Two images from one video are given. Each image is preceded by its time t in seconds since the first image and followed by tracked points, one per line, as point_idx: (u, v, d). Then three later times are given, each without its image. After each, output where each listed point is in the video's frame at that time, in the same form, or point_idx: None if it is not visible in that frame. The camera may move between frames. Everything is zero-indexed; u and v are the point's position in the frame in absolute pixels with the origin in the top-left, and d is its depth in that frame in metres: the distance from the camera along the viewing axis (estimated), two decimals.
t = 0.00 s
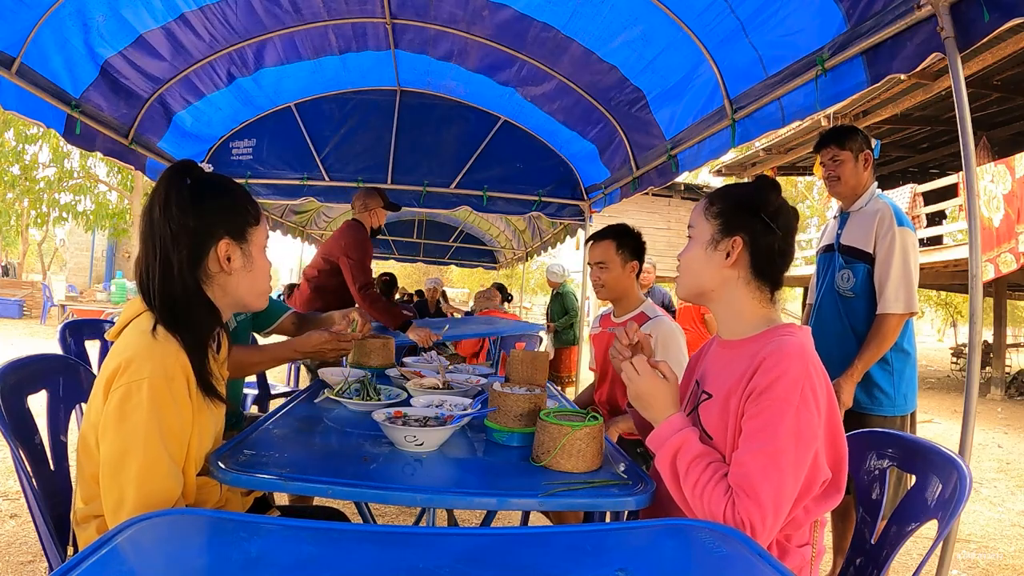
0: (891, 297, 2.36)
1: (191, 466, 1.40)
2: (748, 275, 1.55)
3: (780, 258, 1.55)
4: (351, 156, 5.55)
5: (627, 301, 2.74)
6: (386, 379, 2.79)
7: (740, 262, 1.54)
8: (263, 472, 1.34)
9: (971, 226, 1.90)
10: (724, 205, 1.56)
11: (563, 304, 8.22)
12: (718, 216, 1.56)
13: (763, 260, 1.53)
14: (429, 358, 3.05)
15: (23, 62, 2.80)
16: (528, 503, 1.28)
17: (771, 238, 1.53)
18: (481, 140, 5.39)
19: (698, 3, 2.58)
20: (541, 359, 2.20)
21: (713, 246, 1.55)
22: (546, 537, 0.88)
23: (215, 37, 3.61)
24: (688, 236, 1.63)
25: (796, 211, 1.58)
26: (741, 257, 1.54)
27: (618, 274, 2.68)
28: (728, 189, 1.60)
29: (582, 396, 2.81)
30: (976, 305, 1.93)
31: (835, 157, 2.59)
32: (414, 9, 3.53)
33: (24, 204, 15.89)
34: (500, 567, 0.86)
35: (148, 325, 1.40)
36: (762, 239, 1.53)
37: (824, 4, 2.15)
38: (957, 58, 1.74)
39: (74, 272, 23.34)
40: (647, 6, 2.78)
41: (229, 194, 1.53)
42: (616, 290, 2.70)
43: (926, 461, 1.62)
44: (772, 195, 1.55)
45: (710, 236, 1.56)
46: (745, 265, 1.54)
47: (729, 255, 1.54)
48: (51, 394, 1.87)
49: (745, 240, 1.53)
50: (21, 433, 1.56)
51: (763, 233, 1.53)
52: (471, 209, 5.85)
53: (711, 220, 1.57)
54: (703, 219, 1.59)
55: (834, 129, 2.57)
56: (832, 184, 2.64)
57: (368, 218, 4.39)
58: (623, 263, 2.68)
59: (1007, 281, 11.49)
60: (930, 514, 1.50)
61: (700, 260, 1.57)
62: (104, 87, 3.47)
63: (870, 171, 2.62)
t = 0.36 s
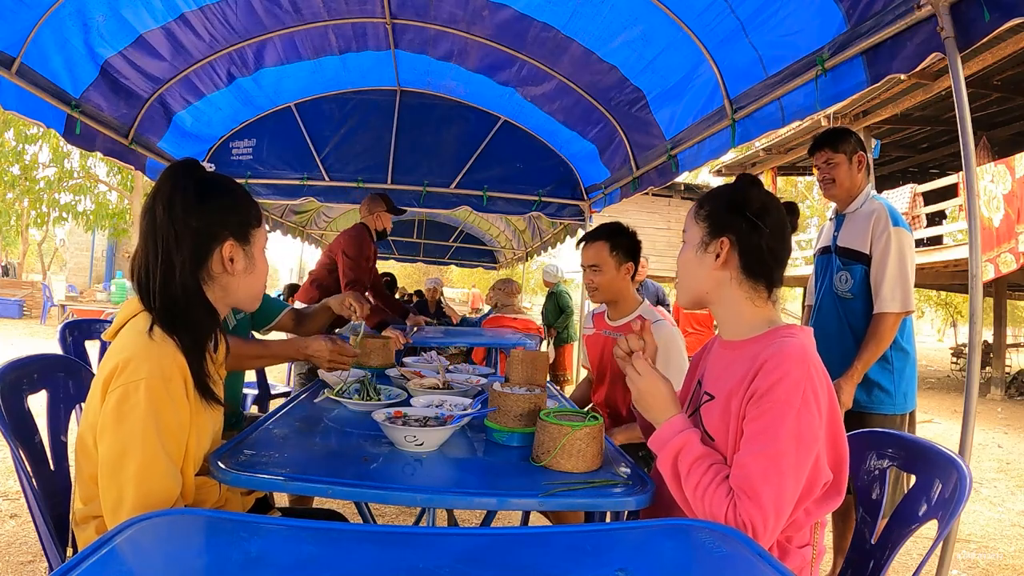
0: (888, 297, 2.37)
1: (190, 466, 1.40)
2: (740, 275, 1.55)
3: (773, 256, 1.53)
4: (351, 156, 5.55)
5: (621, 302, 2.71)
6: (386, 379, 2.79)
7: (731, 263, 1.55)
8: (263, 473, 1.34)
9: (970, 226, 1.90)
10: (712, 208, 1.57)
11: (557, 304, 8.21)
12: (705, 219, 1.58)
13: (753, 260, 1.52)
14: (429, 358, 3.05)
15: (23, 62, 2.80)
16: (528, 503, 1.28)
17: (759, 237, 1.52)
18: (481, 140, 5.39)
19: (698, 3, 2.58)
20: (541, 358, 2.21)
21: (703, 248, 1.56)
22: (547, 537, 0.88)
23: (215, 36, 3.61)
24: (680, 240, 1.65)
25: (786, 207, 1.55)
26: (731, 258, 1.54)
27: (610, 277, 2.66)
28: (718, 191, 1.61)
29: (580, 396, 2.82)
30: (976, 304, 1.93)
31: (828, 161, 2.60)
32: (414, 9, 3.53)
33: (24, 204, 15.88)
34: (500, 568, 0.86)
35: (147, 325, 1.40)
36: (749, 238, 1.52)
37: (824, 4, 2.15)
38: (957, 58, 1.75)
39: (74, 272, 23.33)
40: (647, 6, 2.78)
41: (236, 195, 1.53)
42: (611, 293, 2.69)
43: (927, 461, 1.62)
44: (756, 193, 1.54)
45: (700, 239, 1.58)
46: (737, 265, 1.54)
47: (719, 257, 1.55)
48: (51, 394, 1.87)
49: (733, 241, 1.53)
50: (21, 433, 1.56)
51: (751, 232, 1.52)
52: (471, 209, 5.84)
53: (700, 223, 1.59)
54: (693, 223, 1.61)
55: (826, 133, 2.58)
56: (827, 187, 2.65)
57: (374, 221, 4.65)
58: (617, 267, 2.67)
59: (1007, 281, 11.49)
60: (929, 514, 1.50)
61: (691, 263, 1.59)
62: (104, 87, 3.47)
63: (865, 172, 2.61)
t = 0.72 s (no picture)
0: (887, 296, 2.37)
1: (189, 466, 1.40)
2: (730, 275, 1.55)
3: (759, 256, 1.51)
4: (351, 156, 5.55)
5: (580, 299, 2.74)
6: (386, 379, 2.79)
7: (717, 265, 1.56)
8: (262, 472, 1.34)
9: (970, 226, 1.90)
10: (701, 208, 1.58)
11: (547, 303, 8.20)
12: (695, 222, 1.61)
13: (736, 261, 1.52)
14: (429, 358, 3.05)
15: (23, 62, 2.80)
16: (528, 503, 1.28)
17: (740, 237, 1.50)
18: (481, 140, 5.39)
19: (698, 3, 2.58)
20: (541, 358, 2.21)
21: (692, 250, 1.60)
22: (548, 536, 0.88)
23: (215, 37, 3.61)
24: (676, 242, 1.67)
25: (774, 203, 1.51)
26: (715, 259, 1.56)
27: (562, 276, 2.69)
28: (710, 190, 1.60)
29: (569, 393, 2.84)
30: (976, 304, 1.93)
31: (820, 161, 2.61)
32: (414, 9, 3.53)
33: (24, 204, 15.86)
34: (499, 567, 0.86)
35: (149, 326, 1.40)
36: (730, 240, 1.52)
37: (824, 4, 2.15)
38: (958, 58, 1.75)
39: (75, 272, 23.31)
40: (647, 6, 2.78)
41: (240, 196, 1.53)
42: (568, 291, 2.72)
43: (927, 461, 1.62)
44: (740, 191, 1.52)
45: (688, 242, 1.61)
46: (722, 266, 1.55)
47: (705, 259, 1.57)
48: (50, 394, 1.87)
49: (716, 242, 1.55)
50: (21, 434, 1.56)
51: (733, 233, 1.51)
52: (471, 209, 5.84)
53: (693, 224, 1.61)
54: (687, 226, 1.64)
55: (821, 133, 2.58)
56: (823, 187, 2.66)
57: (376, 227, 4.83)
58: (563, 265, 2.69)
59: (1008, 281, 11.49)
60: (929, 513, 1.50)
61: (684, 265, 1.63)
62: (104, 87, 3.47)
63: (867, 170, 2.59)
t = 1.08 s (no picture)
0: (889, 297, 2.35)
1: (187, 466, 1.40)
2: (729, 275, 1.55)
3: (757, 252, 1.50)
4: (351, 156, 5.55)
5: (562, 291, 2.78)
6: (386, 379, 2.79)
7: (716, 265, 1.57)
8: (262, 472, 1.34)
9: (970, 226, 1.90)
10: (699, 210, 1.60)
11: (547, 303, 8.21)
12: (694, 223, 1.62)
13: (733, 260, 1.53)
14: (429, 358, 3.05)
15: (23, 62, 2.80)
16: (528, 503, 1.28)
17: (735, 236, 1.51)
18: (481, 140, 5.39)
19: (698, 3, 2.58)
20: (541, 358, 2.21)
21: (692, 251, 1.61)
22: (549, 537, 0.88)
23: (215, 37, 3.61)
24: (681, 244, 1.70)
25: (770, 197, 1.50)
26: (714, 260, 1.57)
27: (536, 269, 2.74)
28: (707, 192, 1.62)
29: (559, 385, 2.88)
30: (976, 304, 1.93)
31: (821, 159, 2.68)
32: (414, 9, 3.53)
33: (24, 204, 15.85)
34: (497, 567, 0.86)
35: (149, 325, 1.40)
36: (727, 240, 1.53)
37: (824, 4, 2.15)
38: (957, 58, 1.75)
39: (75, 272, 23.31)
40: (647, 6, 2.78)
41: (241, 196, 1.54)
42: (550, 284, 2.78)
43: (926, 461, 1.62)
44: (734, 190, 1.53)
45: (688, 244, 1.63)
46: (722, 266, 1.56)
47: (704, 259, 1.58)
48: (51, 394, 1.87)
49: (714, 243, 1.56)
50: (21, 434, 1.56)
51: (729, 231, 1.52)
52: (471, 209, 5.84)
53: (693, 225, 1.63)
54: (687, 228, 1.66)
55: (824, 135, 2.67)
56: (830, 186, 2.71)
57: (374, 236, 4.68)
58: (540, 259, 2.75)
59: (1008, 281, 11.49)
60: (929, 514, 1.50)
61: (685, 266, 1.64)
62: (104, 87, 3.47)
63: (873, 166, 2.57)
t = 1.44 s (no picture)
0: (898, 298, 2.35)
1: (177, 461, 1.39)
2: (748, 275, 1.55)
3: (770, 252, 1.55)
4: (351, 156, 5.55)
5: (577, 302, 2.81)
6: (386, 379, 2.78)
7: (733, 266, 1.55)
8: (262, 472, 1.34)
9: (970, 226, 1.90)
10: (703, 216, 1.58)
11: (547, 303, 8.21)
12: (700, 228, 1.57)
13: (754, 258, 1.54)
14: (429, 358, 3.05)
15: (23, 62, 2.80)
16: (528, 503, 1.28)
17: (757, 235, 1.54)
18: (481, 140, 5.39)
19: (698, 3, 2.58)
20: (541, 359, 2.20)
21: (704, 257, 1.56)
22: (550, 537, 0.88)
23: (215, 37, 3.61)
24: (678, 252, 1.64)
25: (772, 201, 1.59)
26: (734, 261, 1.55)
27: (554, 282, 2.82)
28: (706, 197, 1.62)
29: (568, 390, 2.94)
30: (976, 304, 1.93)
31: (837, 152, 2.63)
32: (414, 9, 3.53)
33: (24, 204, 15.86)
34: (496, 567, 0.86)
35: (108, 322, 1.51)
36: (747, 238, 1.54)
37: (824, 4, 2.15)
38: (958, 58, 1.75)
39: (74, 272, 23.30)
40: (647, 6, 2.78)
41: (162, 192, 1.47)
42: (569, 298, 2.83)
43: (926, 460, 1.62)
44: (745, 193, 1.58)
45: (700, 247, 1.57)
46: (740, 267, 1.55)
47: (722, 261, 1.55)
48: (50, 394, 1.87)
49: (734, 244, 1.54)
50: (21, 434, 1.56)
51: (749, 232, 1.54)
52: (471, 209, 5.84)
53: (695, 232, 1.58)
54: (688, 234, 1.60)
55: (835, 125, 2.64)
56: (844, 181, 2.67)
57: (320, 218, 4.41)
58: (552, 271, 2.82)
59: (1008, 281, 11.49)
60: (930, 514, 1.50)
61: (696, 271, 1.58)
62: (104, 87, 3.47)
63: (887, 163, 2.59)
